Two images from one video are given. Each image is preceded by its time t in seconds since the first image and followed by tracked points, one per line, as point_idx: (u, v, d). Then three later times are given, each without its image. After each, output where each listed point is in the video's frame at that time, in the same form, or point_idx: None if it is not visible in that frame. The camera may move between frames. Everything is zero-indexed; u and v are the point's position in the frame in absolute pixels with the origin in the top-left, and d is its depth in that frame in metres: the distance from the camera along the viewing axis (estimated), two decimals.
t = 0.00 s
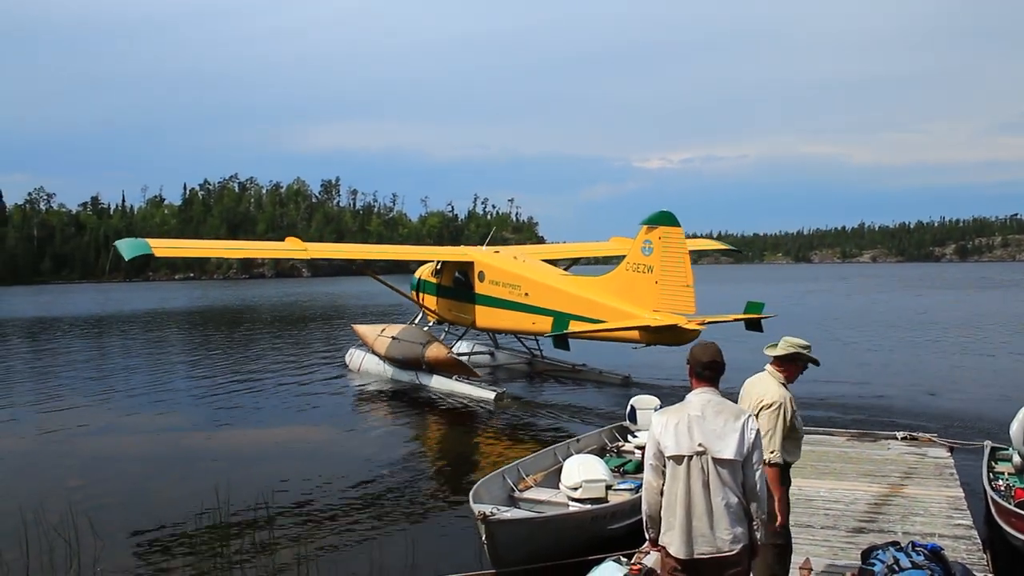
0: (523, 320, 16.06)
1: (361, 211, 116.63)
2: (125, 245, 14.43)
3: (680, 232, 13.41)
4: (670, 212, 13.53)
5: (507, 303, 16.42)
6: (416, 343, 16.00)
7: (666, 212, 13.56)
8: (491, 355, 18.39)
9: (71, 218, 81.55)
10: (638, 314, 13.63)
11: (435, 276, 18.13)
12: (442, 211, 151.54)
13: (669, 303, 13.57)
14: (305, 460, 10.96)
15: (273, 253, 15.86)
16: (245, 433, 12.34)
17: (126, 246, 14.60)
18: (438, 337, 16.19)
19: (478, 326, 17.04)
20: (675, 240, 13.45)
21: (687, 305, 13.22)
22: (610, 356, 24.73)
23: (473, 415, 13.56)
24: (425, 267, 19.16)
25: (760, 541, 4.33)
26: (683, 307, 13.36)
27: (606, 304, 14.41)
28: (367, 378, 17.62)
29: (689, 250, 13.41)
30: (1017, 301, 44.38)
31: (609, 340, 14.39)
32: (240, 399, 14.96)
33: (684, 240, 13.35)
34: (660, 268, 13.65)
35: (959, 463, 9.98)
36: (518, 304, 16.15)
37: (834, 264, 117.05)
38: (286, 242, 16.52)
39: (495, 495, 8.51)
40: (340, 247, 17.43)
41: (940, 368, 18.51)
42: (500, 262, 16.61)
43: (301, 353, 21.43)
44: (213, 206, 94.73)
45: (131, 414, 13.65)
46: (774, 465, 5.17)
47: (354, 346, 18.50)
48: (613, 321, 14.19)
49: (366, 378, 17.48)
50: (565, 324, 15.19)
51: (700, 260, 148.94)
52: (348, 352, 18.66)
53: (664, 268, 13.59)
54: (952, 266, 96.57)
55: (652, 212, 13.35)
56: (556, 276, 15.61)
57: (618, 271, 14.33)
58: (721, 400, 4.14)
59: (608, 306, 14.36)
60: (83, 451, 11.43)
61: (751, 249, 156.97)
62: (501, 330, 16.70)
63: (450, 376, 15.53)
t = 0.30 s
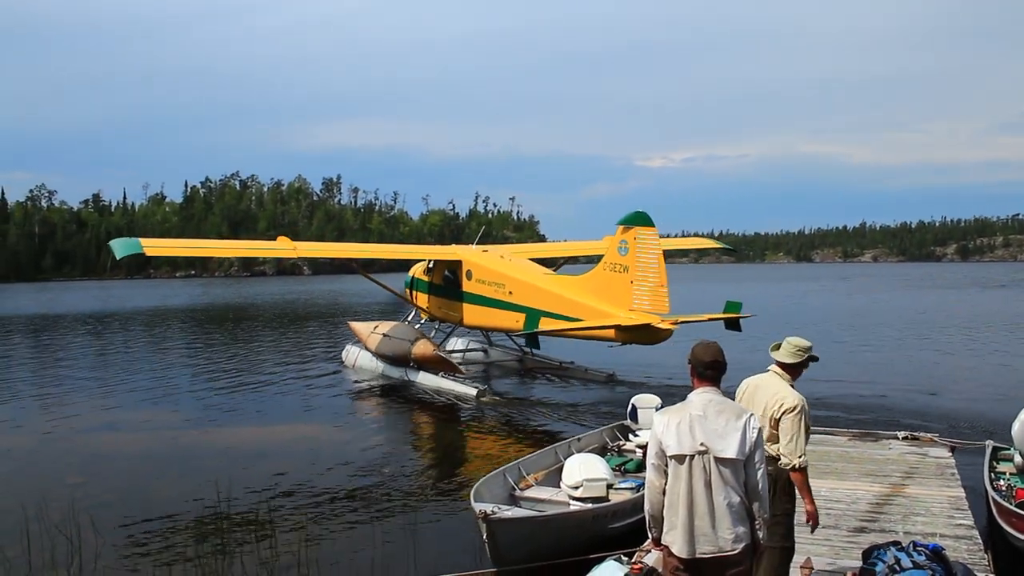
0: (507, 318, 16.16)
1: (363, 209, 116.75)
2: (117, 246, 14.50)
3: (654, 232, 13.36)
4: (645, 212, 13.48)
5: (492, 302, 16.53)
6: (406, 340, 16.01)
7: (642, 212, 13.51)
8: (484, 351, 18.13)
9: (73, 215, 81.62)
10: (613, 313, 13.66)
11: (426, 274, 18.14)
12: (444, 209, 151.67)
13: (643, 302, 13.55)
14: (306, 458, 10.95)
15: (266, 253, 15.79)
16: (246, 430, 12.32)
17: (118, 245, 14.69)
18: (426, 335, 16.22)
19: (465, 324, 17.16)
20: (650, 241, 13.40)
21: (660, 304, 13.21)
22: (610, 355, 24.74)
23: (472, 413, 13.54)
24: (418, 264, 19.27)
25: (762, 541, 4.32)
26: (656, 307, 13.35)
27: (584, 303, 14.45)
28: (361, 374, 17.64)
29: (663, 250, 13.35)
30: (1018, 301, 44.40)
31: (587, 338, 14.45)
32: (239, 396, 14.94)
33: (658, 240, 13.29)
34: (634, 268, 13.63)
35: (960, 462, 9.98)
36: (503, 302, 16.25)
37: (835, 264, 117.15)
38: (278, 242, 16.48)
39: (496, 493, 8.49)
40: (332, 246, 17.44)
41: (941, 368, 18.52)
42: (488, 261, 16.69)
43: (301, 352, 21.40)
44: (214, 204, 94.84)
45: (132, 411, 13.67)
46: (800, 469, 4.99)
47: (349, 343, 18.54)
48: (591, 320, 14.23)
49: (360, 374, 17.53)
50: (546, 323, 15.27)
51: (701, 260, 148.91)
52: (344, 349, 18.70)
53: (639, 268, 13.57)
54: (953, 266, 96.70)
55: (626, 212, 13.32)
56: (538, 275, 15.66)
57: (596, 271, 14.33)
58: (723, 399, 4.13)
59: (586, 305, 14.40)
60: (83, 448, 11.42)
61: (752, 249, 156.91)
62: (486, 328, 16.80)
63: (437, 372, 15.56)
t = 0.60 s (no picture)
0: (495, 315, 16.25)
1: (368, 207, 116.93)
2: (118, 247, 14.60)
3: (633, 232, 13.35)
4: (624, 212, 13.46)
5: (482, 300, 16.61)
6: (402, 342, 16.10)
7: (621, 212, 13.50)
8: (482, 348, 18.13)
9: (79, 213, 81.99)
10: (592, 312, 13.70)
11: (422, 273, 18.14)
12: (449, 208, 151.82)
13: (622, 301, 13.57)
14: (311, 456, 10.96)
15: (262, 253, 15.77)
16: (249, 429, 12.35)
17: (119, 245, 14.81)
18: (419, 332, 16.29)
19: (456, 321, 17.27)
20: (629, 240, 13.39)
21: (638, 303, 13.22)
22: (615, 354, 24.74)
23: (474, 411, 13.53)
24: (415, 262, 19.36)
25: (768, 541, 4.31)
26: (635, 306, 13.37)
27: (566, 302, 14.49)
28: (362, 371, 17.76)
29: (642, 249, 13.33)
30: None
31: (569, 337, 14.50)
32: (243, 395, 14.98)
33: (636, 239, 13.28)
34: (614, 267, 13.64)
35: (967, 462, 9.95)
36: (491, 300, 16.34)
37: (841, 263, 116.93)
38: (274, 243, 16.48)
39: (501, 492, 8.50)
40: (329, 245, 17.44)
41: (948, 367, 18.46)
42: (480, 260, 16.70)
43: (305, 351, 21.44)
44: (220, 202, 95.11)
45: (139, 409, 13.74)
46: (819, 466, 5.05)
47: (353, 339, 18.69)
48: (572, 318, 14.28)
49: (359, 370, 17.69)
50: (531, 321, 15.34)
51: (707, 258, 148.79)
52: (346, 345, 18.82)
53: (618, 267, 13.58)
54: (959, 265, 96.45)
55: (605, 213, 13.32)
56: (525, 273, 15.72)
57: (578, 270, 14.35)
58: (729, 399, 4.12)
59: (568, 303, 14.45)
60: (88, 445, 11.48)
61: (758, 247, 156.62)
62: (476, 326, 16.90)
63: (428, 369, 15.65)
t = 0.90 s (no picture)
0: (481, 314, 16.31)
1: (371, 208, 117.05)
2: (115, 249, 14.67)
3: (608, 232, 13.33)
4: (601, 212, 13.46)
5: (469, 300, 16.63)
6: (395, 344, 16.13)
7: (598, 212, 13.49)
8: (478, 347, 18.12)
9: (82, 214, 82.18)
10: (570, 312, 13.72)
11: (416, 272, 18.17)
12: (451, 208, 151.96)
13: (599, 301, 13.57)
14: (312, 457, 10.96)
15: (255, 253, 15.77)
16: (249, 429, 12.36)
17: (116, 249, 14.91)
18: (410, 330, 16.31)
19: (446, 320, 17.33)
20: (605, 241, 13.38)
21: (614, 303, 13.22)
22: (618, 354, 24.74)
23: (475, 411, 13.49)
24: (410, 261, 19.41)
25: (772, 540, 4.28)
26: (612, 305, 13.36)
27: (547, 301, 14.52)
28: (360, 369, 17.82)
29: (617, 249, 13.32)
30: None
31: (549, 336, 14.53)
32: (243, 395, 15.00)
33: (612, 240, 13.26)
34: (591, 267, 13.64)
35: (970, 462, 9.94)
36: (477, 300, 16.39)
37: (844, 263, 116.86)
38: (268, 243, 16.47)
39: (504, 492, 8.50)
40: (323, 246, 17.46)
41: (953, 367, 18.43)
42: (468, 260, 16.76)
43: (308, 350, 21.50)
44: (222, 202, 95.28)
45: (142, 409, 13.75)
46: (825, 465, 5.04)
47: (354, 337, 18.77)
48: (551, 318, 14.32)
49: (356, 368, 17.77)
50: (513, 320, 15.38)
51: (709, 258, 148.81)
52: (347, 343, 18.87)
53: (595, 267, 13.58)
54: (962, 265, 96.36)
55: (581, 214, 13.33)
56: (509, 272, 15.77)
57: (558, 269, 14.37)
58: (729, 399, 4.11)
59: (548, 303, 14.47)
60: (89, 445, 11.51)
61: (762, 247, 156.75)
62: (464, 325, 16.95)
63: (416, 367, 15.71)
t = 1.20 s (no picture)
0: (470, 313, 16.38)
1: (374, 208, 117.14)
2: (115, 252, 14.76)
3: (586, 232, 13.33)
4: (580, 213, 13.46)
5: (459, 299, 16.65)
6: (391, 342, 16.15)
7: (577, 213, 13.50)
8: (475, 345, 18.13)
9: (85, 215, 82.29)
10: (549, 310, 13.75)
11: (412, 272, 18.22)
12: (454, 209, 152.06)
13: (578, 300, 13.59)
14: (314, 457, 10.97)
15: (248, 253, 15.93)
16: (251, 429, 12.40)
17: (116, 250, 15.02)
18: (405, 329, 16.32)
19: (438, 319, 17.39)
20: (582, 240, 13.38)
21: (592, 301, 13.23)
22: (622, 353, 24.71)
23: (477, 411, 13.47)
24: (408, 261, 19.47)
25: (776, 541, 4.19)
26: (590, 304, 13.37)
27: (529, 300, 14.56)
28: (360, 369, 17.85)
29: (594, 249, 13.31)
30: None
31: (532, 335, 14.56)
32: (245, 395, 15.04)
33: (589, 240, 13.25)
34: (570, 266, 13.66)
35: (975, 460, 9.92)
36: (466, 299, 16.44)
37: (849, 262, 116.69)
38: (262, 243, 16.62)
39: (508, 491, 8.51)
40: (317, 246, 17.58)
41: (957, 365, 18.41)
42: (458, 259, 16.83)
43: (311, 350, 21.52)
44: (225, 203, 95.42)
45: (144, 410, 13.77)
46: (827, 463, 5.03)
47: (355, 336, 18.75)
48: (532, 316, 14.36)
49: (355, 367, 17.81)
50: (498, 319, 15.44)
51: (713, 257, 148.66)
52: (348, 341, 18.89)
53: (574, 266, 13.59)
54: (967, 263, 96.16)
55: (559, 214, 13.37)
56: (496, 272, 15.82)
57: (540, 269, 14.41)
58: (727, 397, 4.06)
59: (531, 302, 14.51)
60: (92, 446, 11.55)
61: (766, 246, 156.62)
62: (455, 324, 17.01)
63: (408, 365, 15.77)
